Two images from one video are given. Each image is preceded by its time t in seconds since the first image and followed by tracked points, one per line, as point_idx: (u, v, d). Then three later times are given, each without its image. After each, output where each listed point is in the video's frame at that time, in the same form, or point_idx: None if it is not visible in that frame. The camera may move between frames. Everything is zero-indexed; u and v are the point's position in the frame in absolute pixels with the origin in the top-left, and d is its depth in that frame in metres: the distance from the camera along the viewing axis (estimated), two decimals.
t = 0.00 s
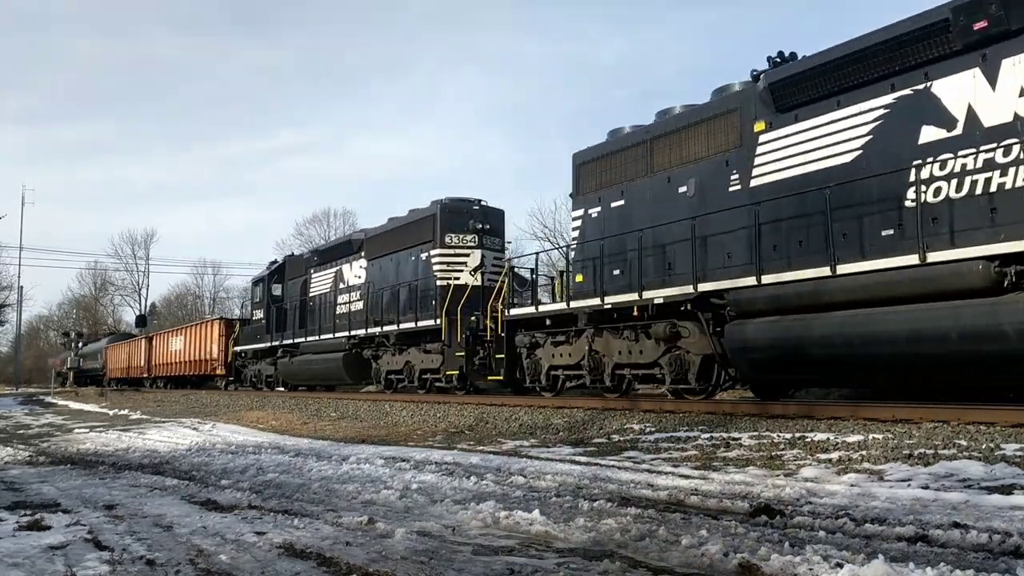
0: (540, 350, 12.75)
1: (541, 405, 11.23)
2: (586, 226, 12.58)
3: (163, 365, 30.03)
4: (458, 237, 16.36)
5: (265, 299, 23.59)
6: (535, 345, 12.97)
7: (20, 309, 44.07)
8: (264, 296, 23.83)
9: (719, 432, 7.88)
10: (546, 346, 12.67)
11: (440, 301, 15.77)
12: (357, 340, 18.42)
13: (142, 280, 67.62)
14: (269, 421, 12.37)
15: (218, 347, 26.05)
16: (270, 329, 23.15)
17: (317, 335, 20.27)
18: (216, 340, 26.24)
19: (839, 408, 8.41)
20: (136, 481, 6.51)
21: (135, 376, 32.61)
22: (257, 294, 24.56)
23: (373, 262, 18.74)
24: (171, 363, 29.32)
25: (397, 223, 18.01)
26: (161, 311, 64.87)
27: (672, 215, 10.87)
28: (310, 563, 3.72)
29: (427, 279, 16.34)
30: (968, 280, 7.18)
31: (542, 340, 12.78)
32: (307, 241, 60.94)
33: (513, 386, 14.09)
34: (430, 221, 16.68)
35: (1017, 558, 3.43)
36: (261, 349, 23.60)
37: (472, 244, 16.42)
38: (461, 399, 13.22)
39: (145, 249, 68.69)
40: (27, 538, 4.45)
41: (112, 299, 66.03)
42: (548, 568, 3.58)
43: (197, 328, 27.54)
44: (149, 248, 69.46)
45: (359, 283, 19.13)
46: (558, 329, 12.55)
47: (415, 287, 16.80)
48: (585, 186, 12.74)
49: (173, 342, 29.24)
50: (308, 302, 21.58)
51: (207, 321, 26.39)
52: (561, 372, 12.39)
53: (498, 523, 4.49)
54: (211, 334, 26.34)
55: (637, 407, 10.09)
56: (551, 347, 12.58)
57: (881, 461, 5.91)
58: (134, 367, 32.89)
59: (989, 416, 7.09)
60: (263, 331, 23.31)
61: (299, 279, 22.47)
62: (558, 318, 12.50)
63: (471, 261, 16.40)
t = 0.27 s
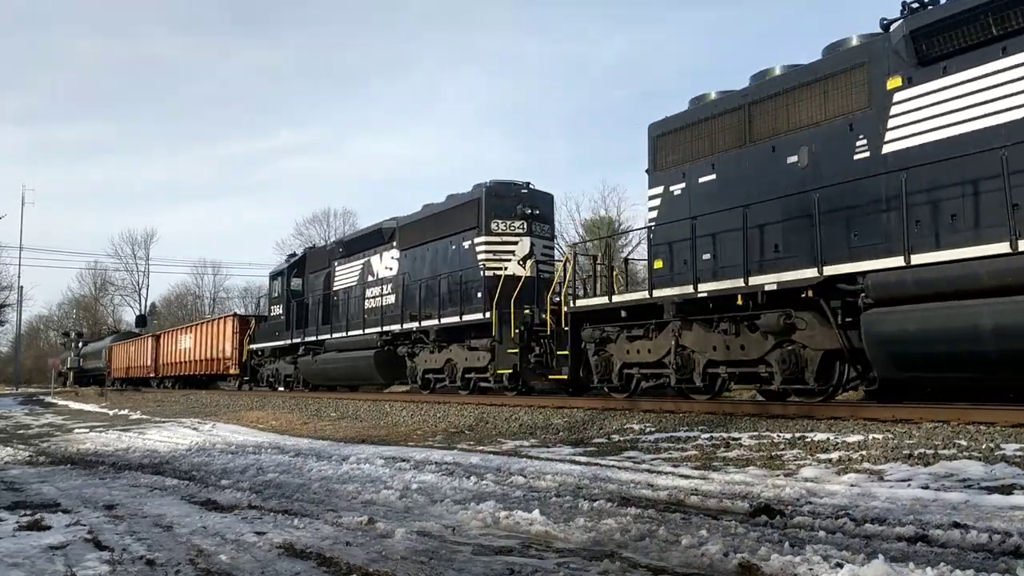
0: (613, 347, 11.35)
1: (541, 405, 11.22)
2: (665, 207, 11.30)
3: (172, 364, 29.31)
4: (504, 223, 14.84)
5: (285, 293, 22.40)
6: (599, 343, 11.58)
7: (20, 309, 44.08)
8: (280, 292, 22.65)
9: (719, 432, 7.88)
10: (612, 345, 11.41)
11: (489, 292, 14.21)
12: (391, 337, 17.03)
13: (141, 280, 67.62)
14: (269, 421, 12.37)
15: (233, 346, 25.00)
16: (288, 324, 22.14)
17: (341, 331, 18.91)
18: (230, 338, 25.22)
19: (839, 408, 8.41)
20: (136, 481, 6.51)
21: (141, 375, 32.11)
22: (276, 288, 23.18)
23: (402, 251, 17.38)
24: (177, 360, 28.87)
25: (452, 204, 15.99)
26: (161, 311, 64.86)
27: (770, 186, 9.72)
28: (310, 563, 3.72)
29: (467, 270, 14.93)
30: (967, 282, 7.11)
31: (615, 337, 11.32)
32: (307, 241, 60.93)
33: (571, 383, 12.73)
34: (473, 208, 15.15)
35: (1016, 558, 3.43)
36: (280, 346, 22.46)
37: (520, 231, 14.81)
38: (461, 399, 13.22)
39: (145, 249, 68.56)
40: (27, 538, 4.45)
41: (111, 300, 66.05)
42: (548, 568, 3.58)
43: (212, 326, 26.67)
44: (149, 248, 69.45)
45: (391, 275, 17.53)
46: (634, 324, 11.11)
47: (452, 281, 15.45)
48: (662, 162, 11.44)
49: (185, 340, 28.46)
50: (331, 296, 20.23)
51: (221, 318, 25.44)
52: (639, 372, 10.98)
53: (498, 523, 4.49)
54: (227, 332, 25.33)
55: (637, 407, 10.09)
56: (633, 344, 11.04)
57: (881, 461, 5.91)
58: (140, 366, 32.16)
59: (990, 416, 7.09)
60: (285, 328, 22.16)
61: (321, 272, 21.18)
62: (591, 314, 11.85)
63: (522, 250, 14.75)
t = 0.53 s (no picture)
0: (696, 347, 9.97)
1: (541, 405, 11.22)
2: (778, 178, 9.72)
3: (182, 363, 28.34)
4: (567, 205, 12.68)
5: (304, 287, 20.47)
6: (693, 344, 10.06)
7: (20, 309, 44.10)
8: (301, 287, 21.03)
9: (719, 432, 7.88)
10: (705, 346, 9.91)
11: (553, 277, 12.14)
12: (433, 334, 14.78)
13: (141, 280, 67.63)
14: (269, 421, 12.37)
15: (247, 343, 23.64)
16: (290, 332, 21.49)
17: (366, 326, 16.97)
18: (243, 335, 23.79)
19: (839, 408, 8.41)
20: (136, 481, 6.51)
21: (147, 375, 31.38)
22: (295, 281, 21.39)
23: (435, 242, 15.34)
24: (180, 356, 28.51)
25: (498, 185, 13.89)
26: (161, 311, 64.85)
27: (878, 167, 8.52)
28: (310, 563, 3.72)
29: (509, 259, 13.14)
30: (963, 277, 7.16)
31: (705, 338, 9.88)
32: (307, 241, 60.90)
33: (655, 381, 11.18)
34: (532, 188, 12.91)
35: (1016, 558, 3.43)
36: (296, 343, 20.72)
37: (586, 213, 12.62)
38: (461, 399, 13.22)
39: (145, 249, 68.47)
40: (27, 538, 4.45)
41: (111, 300, 66.04)
42: (548, 568, 3.58)
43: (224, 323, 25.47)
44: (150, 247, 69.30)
45: (427, 265, 15.44)
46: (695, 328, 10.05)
47: (507, 272, 13.33)
48: (776, 125, 9.82)
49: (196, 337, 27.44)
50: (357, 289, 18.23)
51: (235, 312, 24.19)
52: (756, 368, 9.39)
53: (498, 523, 4.49)
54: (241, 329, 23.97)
55: (637, 407, 10.09)
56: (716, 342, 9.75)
57: (881, 461, 5.91)
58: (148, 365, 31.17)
59: (990, 417, 7.08)
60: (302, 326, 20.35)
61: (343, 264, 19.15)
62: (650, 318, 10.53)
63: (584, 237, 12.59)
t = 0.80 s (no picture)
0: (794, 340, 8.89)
1: (541, 405, 11.23)
2: (898, 146, 8.79)
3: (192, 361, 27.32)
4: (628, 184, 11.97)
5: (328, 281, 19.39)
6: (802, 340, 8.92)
7: (20, 309, 44.08)
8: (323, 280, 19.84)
9: (719, 432, 7.88)
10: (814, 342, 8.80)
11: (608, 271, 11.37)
12: (475, 328, 13.78)
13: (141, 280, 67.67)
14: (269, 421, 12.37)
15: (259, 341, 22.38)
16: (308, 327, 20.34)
17: (396, 321, 15.87)
18: (256, 331, 22.57)
19: (839, 408, 8.41)
20: (136, 481, 6.51)
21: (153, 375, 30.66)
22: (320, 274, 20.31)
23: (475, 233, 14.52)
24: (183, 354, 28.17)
25: (547, 167, 13.09)
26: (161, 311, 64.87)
27: None
28: (310, 563, 3.72)
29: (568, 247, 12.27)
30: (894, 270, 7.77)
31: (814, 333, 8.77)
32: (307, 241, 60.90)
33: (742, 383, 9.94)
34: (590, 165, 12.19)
35: (1017, 558, 3.43)
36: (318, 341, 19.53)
37: (649, 192, 11.94)
38: (461, 399, 13.22)
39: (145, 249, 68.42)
40: (27, 538, 4.45)
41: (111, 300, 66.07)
42: (548, 568, 3.58)
43: (235, 319, 24.27)
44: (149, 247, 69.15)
45: (466, 256, 14.64)
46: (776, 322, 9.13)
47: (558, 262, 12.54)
48: (896, 87, 8.88)
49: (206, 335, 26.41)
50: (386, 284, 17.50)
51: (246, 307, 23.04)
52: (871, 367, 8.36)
53: (498, 523, 4.49)
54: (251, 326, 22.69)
55: (637, 407, 10.10)
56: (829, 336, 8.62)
57: (881, 461, 5.91)
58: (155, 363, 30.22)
59: (991, 417, 7.08)
60: (325, 322, 19.20)
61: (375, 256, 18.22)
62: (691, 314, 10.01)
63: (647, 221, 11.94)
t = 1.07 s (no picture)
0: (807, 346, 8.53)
1: (541, 405, 11.23)
2: None
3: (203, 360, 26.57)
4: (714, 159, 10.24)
5: (352, 273, 17.90)
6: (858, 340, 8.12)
7: (20, 309, 44.07)
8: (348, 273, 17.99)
9: (719, 432, 7.88)
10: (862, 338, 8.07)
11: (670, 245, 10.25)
12: (529, 323, 12.23)
13: (141, 280, 67.70)
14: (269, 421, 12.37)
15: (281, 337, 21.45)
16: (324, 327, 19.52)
17: (433, 315, 14.37)
18: (279, 330, 21.61)
19: (839, 408, 8.41)
20: (136, 481, 6.51)
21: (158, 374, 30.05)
22: (341, 266, 18.76)
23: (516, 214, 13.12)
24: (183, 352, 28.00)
25: (613, 143, 11.40)
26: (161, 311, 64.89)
27: None
28: (310, 563, 3.72)
29: (629, 232, 10.85)
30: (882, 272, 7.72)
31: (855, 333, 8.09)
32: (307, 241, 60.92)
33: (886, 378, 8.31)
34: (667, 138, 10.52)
35: (1017, 558, 3.43)
36: (340, 339, 18.17)
37: (739, 165, 10.17)
38: (461, 399, 13.23)
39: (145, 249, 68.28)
40: (27, 538, 4.45)
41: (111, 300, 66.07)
42: (548, 568, 3.58)
43: (254, 316, 23.36)
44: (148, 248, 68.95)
45: (518, 243, 12.90)
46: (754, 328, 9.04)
47: (630, 249, 10.98)
48: None
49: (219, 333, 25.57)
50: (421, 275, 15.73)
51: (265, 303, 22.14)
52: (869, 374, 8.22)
53: (498, 523, 4.49)
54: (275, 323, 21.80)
55: (637, 408, 10.10)
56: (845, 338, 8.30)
57: (881, 461, 5.91)
58: (162, 362, 29.51)
59: (991, 417, 7.07)
60: (349, 320, 17.86)
61: (399, 247, 16.75)
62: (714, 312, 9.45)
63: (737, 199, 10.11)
